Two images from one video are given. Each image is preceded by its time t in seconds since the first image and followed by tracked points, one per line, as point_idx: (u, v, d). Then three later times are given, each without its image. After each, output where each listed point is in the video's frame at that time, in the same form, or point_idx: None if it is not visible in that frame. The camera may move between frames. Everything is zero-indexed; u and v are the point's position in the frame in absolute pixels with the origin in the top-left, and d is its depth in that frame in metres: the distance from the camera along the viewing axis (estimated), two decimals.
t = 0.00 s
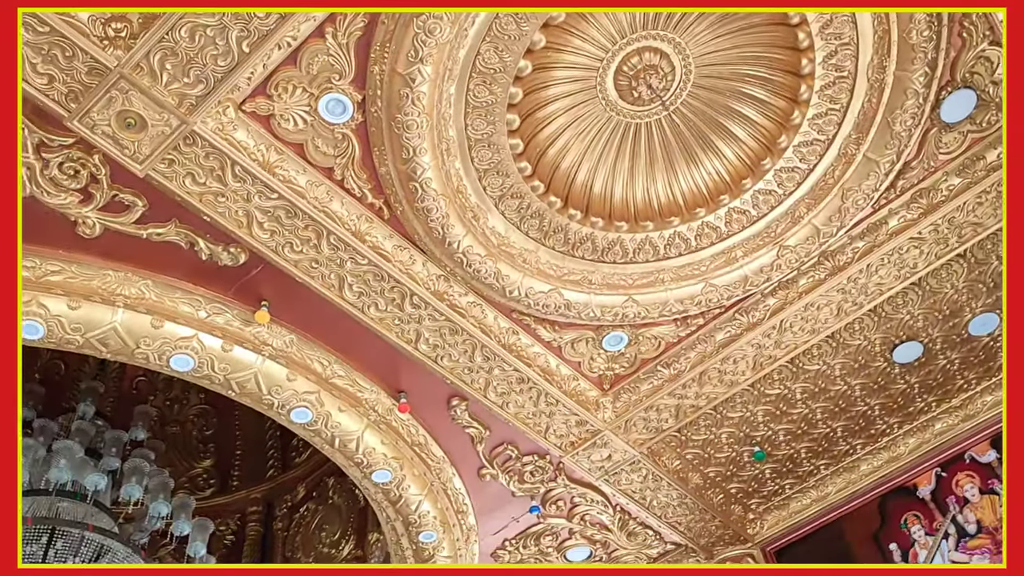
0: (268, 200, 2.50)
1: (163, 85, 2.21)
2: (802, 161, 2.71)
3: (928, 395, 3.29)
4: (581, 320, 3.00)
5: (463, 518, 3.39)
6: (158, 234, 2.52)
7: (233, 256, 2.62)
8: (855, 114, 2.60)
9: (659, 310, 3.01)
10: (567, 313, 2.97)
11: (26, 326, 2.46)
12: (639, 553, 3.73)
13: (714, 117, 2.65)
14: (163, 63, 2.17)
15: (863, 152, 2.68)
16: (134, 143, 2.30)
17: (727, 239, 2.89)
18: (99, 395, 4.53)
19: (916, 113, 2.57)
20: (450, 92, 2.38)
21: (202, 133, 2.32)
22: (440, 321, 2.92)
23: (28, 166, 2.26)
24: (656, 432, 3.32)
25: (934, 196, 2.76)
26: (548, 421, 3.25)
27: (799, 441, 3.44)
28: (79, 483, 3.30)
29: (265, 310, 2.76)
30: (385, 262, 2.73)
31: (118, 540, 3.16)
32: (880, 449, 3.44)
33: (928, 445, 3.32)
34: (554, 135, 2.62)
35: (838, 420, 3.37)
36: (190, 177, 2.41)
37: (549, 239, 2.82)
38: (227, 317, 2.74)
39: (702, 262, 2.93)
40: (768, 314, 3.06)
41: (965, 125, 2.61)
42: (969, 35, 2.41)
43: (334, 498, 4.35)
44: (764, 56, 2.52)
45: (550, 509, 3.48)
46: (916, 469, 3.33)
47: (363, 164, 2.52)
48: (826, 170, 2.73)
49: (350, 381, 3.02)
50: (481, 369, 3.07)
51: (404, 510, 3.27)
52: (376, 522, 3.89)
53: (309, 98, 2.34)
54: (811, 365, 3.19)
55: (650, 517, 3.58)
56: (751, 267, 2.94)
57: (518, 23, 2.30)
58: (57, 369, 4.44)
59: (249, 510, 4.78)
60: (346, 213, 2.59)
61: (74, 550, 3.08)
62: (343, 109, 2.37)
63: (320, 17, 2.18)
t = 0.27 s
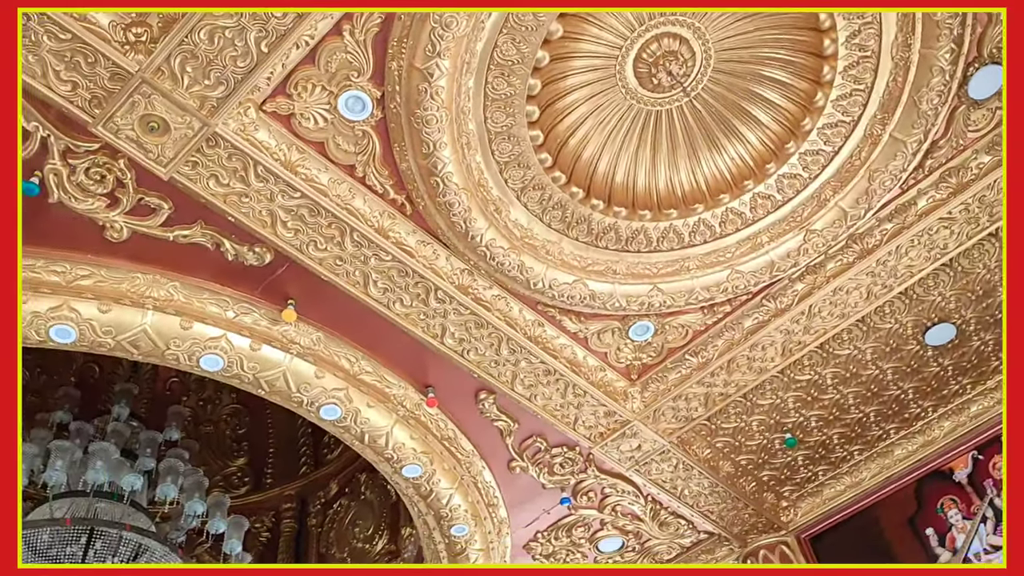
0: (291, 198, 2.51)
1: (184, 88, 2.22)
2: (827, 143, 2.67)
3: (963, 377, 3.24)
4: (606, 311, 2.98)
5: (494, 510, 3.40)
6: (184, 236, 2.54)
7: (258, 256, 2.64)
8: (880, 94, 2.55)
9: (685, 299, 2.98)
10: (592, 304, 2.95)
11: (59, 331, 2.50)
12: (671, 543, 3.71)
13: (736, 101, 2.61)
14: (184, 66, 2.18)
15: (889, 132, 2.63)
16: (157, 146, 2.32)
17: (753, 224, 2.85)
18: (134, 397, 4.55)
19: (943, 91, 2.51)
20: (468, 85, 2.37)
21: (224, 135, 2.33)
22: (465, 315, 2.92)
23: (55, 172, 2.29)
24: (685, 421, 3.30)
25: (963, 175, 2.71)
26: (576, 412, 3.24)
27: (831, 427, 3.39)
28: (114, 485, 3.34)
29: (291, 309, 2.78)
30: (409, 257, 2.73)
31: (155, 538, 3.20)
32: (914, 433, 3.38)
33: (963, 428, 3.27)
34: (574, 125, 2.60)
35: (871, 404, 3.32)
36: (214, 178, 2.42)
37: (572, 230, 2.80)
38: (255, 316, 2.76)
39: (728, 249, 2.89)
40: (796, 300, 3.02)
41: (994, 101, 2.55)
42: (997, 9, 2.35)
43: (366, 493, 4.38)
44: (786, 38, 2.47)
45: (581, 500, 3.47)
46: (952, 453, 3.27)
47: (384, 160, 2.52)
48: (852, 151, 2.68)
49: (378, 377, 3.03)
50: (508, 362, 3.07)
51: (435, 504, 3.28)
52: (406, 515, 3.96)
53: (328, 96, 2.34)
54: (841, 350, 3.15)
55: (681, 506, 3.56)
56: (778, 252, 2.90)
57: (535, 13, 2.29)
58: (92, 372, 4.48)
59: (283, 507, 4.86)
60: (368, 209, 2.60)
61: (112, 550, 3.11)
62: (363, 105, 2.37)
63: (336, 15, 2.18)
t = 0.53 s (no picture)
0: (318, 197, 2.52)
1: (210, 91, 2.24)
2: (856, 123, 2.62)
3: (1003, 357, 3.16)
4: (636, 300, 2.95)
5: (530, 502, 3.41)
6: (215, 237, 2.57)
7: (288, 255, 2.65)
8: (910, 70, 2.48)
9: (716, 285, 2.94)
10: (621, 294, 2.92)
11: (96, 334, 2.55)
12: (709, 531, 3.69)
13: (762, 83, 2.57)
14: (209, 69, 2.20)
15: (921, 109, 2.55)
16: (186, 149, 2.35)
17: (783, 208, 2.81)
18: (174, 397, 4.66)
19: (975, 66, 2.44)
20: (490, 78, 2.36)
21: (249, 136, 2.35)
22: (494, 308, 2.92)
23: (87, 178, 2.33)
24: (719, 408, 3.27)
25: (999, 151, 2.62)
26: (609, 402, 3.22)
27: (869, 410, 3.34)
28: (157, 483, 3.38)
29: (322, 306, 2.81)
30: (437, 252, 2.74)
31: (198, 536, 3.19)
32: (955, 415, 3.31)
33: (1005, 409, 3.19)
34: (598, 113, 2.58)
35: (909, 386, 3.26)
36: (242, 179, 2.44)
37: (599, 219, 2.78)
38: (286, 315, 2.78)
39: (758, 233, 2.85)
40: (830, 283, 2.97)
41: None
42: None
43: (403, 487, 4.42)
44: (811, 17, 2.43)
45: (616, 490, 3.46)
46: (994, 433, 3.18)
47: (408, 155, 2.52)
48: (883, 130, 2.62)
49: (410, 372, 3.04)
50: (538, 354, 3.06)
51: (471, 497, 3.29)
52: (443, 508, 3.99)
53: (351, 93, 2.35)
54: (877, 333, 3.09)
55: (718, 494, 3.53)
56: (809, 235, 2.85)
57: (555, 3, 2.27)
58: (133, 374, 4.59)
59: (323, 502, 4.87)
60: (395, 205, 2.61)
61: (156, 548, 3.14)
62: (386, 102, 2.38)
63: (356, 13, 2.19)
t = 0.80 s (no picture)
0: (346, 190, 2.53)
1: (236, 89, 2.26)
2: (888, 96, 2.56)
3: None
4: (666, 283, 2.93)
5: (567, 488, 3.41)
6: (247, 234, 2.59)
7: (319, 249, 2.68)
8: (942, 40, 2.42)
9: (747, 266, 2.91)
10: (651, 278, 2.90)
11: (135, 333, 2.60)
12: (748, 513, 3.65)
13: (789, 60, 2.53)
14: (234, 67, 2.22)
15: (953, 80, 2.49)
16: (214, 148, 2.37)
17: (814, 185, 2.76)
18: (214, 392, 4.74)
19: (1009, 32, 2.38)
20: (513, 65, 2.35)
21: (276, 132, 2.36)
22: (525, 295, 2.91)
23: (120, 180, 2.36)
24: (755, 389, 3.23)
25: None
26: (643, 387, 3.20)
27: (909, 388, 3.28)
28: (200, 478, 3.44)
29: (354, 299, 2.83)
30: (465, 242, 2.74)
31: (242, 528, 3.23)
32: (997, 390, 3.24)
33: None
34: (623, 96, 2.56)
35: (949, 362, 3.19)
36: (271, 176, 2.46)
37: (628, 203, 2.75)
38: (320, 309, 2.82)
39: (790, 212, 2.81)
40: (864, 260, 2.91)
41: None
42: None
43: (441, 476, 4.44)
44: None
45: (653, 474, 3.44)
46: None
47: (434, 146, 2.52)
48: (915, 102, 2.56)
49: (443, 361, 3.05)
50: (570, 340, 3.06)
51: (508, 485, 3.30)
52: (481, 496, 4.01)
53: (375, 86, 2.36)
54: (915, 309, 3.03)
55: (757, 476, 3.50)
56: (842, 212, 2.80)
57: None
58: (173, 371, 4.65)
59: (363, 493, 4.97)
60: (422, 196, 2.61)
61: (202, 542, 3.19)
62: (410, 93, 2.38)
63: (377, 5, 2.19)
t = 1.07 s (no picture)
0: (372, 182, 2.53)
1: (259, 86, 2.26)
2: (917, 67, 2.50)
3: None
4: (696, 265, 2.90)
5: (602, 473, 3.38)
6: (276, 230, 2.60)
7: (347, 242, 2.67)
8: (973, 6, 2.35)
9: (778, 245, 2.86)
10: (680, 260, 2.87)
11: (170, 331, 2.61)
12: (786, 494, 3.60)
13: (814, 34, 2.48)
14: (256, 64, 2.23)
15: (985, 47, 2.43)
16: (240, 145, 2.37)
17: (844, 159, 2.71)
18: (251, 386, 4.82)
19: None
20: (533, 51, 2.34)
21: (301, 127, 2.36)
22: (553, 282, 2.88)
23: (149, 180, 2.37)
24: (789, 369, 3.19)
25: None
26: (675, 369, 3.16)
27: (947, 363, 3.22)
28: (240, 471, 3.50)
29: (383, 291, 2.83)
30: (492, 230, 2.72)
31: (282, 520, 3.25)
32: None
33: None
34: (645, 78, 2.54)
35: (988, 335, 3.13)
36: (297, 171, 2.46)
37: (654, 185, 2.72)
38: (350, 301, 2.80)
39: (820, 188, 2.76)
40: (898, 234, 2.86)
41: None
42: None
43: (478, 464, 4.41)
44: None
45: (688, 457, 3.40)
46: None
47: (457, 135, 2.51)
48: (946, 72, 2.50)
49: (474, 350, 3.03)
50: (600, 325, 3.01)
51: (543, 471, 3.28)
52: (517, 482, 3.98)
53: (396, 78, 2.36)
54: (952, 283, 2.97)
55: (794, 456, 3.45)
56: (872, 186, 2.74)
57: None
58: (210, 367, 4.76)
59: (400, 482, 4.90)
60: (447, 186, 2.60)
61: (244, 534, 3.20)
62: (431, 83, 2.38)
63: None
